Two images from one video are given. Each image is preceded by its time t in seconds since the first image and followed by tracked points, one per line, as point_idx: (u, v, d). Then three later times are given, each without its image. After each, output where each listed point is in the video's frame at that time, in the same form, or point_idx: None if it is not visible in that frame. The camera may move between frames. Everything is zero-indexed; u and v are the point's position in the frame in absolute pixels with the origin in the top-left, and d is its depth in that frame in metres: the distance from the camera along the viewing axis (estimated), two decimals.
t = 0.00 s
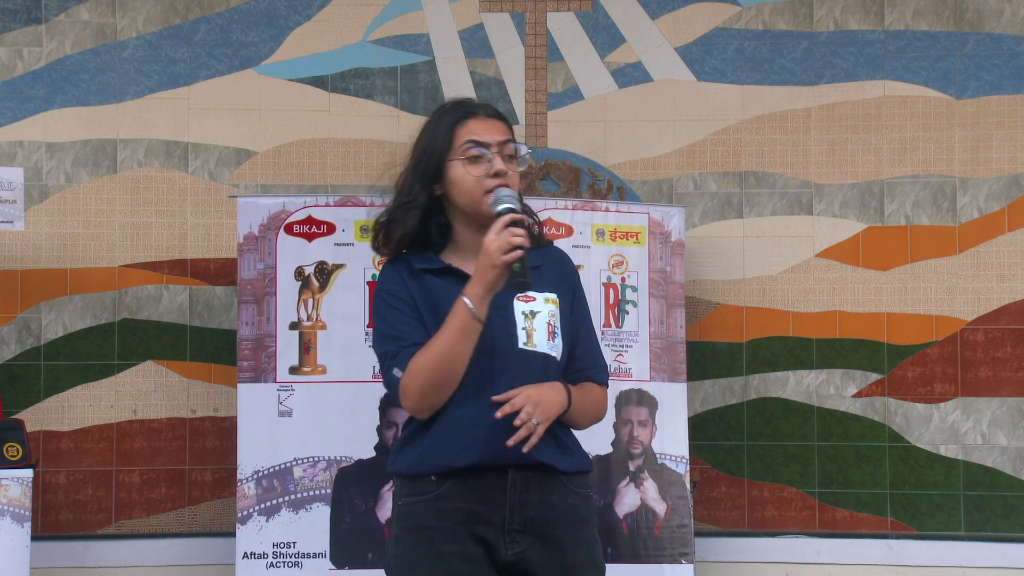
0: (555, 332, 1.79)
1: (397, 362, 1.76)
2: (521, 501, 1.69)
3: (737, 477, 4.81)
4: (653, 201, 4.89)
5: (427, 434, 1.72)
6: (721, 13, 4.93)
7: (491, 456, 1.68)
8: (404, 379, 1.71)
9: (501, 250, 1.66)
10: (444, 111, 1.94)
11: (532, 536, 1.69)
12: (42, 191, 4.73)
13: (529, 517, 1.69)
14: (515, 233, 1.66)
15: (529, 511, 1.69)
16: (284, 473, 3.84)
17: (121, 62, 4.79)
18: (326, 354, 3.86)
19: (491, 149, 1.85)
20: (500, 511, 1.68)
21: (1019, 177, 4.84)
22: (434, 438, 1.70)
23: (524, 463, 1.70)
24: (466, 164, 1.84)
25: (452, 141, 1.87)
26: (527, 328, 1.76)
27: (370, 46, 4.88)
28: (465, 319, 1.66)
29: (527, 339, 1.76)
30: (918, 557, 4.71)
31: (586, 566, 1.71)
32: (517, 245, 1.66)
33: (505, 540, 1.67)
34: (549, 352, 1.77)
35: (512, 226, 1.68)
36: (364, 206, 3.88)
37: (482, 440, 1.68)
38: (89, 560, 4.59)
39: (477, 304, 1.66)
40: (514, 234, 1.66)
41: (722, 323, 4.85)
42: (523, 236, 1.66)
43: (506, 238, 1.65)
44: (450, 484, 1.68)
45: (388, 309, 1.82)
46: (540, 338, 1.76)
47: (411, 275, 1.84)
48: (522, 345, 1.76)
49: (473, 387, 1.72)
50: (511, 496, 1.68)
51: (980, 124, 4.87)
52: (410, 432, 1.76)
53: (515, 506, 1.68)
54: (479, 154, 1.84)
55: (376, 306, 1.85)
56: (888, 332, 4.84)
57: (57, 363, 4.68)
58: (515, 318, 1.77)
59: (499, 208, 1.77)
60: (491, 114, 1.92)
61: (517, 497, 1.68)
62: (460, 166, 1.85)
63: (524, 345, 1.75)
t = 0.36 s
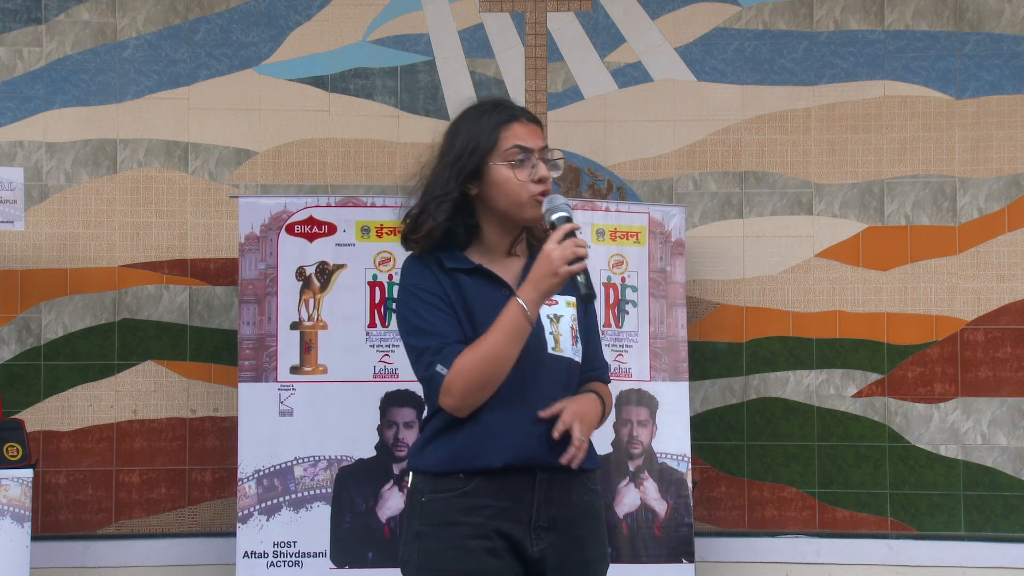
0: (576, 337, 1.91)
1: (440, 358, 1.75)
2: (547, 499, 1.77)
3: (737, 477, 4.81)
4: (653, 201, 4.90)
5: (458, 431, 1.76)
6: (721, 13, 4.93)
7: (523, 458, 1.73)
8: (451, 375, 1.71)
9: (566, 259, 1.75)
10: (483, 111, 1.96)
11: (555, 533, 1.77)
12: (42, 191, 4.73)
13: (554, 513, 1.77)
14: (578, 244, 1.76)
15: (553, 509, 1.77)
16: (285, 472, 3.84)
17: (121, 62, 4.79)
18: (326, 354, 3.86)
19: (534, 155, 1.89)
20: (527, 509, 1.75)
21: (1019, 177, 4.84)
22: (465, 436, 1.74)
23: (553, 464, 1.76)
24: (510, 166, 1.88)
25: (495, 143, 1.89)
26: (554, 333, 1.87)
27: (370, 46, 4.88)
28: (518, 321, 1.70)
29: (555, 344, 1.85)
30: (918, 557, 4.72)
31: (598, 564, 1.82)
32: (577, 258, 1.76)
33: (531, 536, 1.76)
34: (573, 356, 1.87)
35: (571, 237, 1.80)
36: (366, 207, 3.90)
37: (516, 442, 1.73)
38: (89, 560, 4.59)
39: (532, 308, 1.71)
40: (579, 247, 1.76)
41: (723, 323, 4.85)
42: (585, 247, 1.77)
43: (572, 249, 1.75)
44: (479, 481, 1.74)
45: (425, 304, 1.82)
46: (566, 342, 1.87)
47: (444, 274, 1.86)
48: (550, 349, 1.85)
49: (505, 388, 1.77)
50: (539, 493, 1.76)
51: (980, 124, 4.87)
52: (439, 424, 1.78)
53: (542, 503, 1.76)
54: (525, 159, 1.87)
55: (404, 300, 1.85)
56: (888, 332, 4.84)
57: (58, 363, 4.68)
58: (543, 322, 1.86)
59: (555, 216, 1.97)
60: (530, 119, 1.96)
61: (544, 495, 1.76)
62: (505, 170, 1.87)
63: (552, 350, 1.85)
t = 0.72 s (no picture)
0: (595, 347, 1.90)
1: (463, 367, 1.75)
2: (561, 501, 1.78)
3: (737, 477, 4.81)
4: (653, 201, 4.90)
5: (477, 434, 1.76)
6: (721, 13, 4.93)
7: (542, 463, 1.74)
8: (475, 384, 1.71)
9: (586, 275, 1.74)
10: (510, 121, 1.96)
11: (568, 535, 1.78)
12: (42, 191, 4.73)
13: (567, 515, 1.78)
14: (598, 260, 1.76)
15: (566, 510, 1.78)
16: (285, 472, 3.84)
17: (121, 62, 4.79)
18: (327, 354, 3.86)
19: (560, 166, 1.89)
20: (542, 510, 1.76)
21: (1019, 177, 4.84)
22: (485, 438, 1.75)
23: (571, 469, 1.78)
24: (538, 176, 1.88)
25: (524, 152, 1.89)
26: (573, 343, 1.86)
27: (370, 46, 4.88)
28: (539, 332, 1.70)
29: (574, 355, 1.85)
30: (918, 557, 4.72)
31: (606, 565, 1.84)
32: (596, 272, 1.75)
33: (545, 537, 1.77)
34: (592, 366, 1.87)
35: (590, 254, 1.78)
36: (367, 209, 3.90)
37: (535, 447, 1.75)
38: (89, 560, 4.59)
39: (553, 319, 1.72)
40: (599, 262, 1.75)
41: (723, 323, 4.85)
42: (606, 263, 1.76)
43: (592, 264, 1.74)
44: (496, 483, 1.74)
45: (448, 313, 1.83)
46: (585, 353, 1.86)
47: (468, 283, 1.87)
48: (568, 359, 1.84)
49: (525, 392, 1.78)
50: (555, 496, 1.77)
51: (980, 124, 4.87)
52: (457, 428, 1.79)
53: (557, 505, 1.77)
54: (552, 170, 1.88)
55: (427, 308, 1.86)
56: (888, 332, 4.84)
57: (58, 363, 4.68)
58: (562, 331, 1.86)
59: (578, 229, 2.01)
60: (555, 130, 1.96)
61: (559, 497, 1.77)
62: (532, 180, 1.87)
63: (570, 361, 1.84)
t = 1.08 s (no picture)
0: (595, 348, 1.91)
1: (470, 367, 1.75)
2: (571, 499, 1.78)
3: (737, 477, 4.81)
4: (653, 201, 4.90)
5: (486, 436, 1.76)
6: (721, 13, 4.93)
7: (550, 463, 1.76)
8: (481, 382, 1.71)
9: (590, 272, 1.75)
10: (510, 131, 1.95)
11: (579, 532, 1.79)
12: (42, 191, 4.73)
13: (577, 513, 1.79)
14: (601, 258, 1.78)
15: (576, 509, 1.78)
16: (285, 472, 3.84)
17: (121, 62, 4.79)
18: (327, 354, 3.86)
19: (558, 174, 1.88)
20: (552, 509, 1.77)
21: (1019, 177, 4.85)
22: (493, 440, 1.75)
23: (577, 465, 1.79)
24: (535, 184, 1.87)
25: (520, 160, 1.89)
26: (575, 344, 1.87)
27: (370, 46, 4.88)
28: (545, 331, 1.71)
29: (576, 355, 1.86)
30: (918, 557, 4.72)
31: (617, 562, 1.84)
32: (599, 271, 1.77)
33: (557, 535, 1.77)
34: (595, 367, 1.88)
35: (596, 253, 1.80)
36: (367, 209, 3.90)
37: (542, 446, 1.76)
38: (89, 560, 4.59)
39: (557, 316, 1.72)
40: (602, 262, 1.76)
41: (723, 323, 4.85)
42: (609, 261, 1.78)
43: (596, 262, 1.76)
44: (508, 484, 1.74)
45: (454, 315, 1.83)
46: (587, 353, 1.87)
47: (471, 286, 1.87)
48: (572, 360, 1.85)
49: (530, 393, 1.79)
50: (564, 494, 1.77)
51: (980, 124, 4.87)
52: (467, 430, 1.78)
53: (567, 503, 1.77)
54: (549, 177, 1.87)
55: (432, 313, 1.86)
56: (888, 332, 4.84)
57: (58, 363, 4.68)
58: (563, 334, 1.86)
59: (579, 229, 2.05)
60: (556, 139, 1.95)
61: (568, 495, 1.78)
62: (529, 187, 1.87)
63: (573, 361, 1.85)
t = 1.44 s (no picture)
0: (596, 346, 1.91)
1: (471, 360, 1.76)
2: (571, 495, 1.78)
3: (737, 477, 4.81)
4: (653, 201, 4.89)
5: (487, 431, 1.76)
6: (721, 12, 4.93)
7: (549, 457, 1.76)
8: (481, 374, 1.71)
9: (586, 263, 1.75)
10: (510, 131, 1.97)
11: (580, 529, 1.78)
12: (42, 191, 4.73)
13: (578, 509, 1.78)
14: (598, 250, 1.78)
15: (576, 505, 1.78)
16: (285, 472, 3.84)
17: (121, 62, 4.79)
18: (326, 354, 3.86)
19: (560, 170, 1.89)
20: (552, 504, 1.76)
21: (1019, 177, 4.84)
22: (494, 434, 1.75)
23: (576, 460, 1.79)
24: (537, 180, 1.88)
25: (522, 158, 1.90)
26: (577, 342, 1.87)
27: (370, 46, 4.87)
28: (544, 324, 1.71)
29: (578, 352, 1.86)
30: (918, 557, 4.72)
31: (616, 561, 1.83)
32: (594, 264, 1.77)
33: (557, 531, 1.76)
34: (596, 365, 1.88)
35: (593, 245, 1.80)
36: (366, 208, 3.89)
37: (543, 441, 1.76)
38: (89, 559, 4.59)
39: (555, 309, 1.73)
40: (598, 253, 1.77)
41: (723, 323, 4.85)
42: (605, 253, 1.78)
43: (592, 253, 1.76)
44: (509, 478, 1.74)
45: (455, 308, 1.83)
46: (589, 351, 1.87)
47: (475, 281, 1.87)
48: (574, 356, 1.85)
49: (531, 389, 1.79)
50: (565, 489, 1.77)
51: (980, 124, 4.87)
52: (467, 425, 1.79)
53: (567, 499, 1.77)
54: (551, 174, 1.88)
55: (435, 307, 1.86)
56: (889, 331, 4.84)
57: (58, 363, 4.68)
58: (565, 331, 1.86)
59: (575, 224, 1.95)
60: (555, 137, 1.97)
61: (569, 491, 1.78)
62: (531, 184, 1.88)
63: (575, 358, 1.85)
